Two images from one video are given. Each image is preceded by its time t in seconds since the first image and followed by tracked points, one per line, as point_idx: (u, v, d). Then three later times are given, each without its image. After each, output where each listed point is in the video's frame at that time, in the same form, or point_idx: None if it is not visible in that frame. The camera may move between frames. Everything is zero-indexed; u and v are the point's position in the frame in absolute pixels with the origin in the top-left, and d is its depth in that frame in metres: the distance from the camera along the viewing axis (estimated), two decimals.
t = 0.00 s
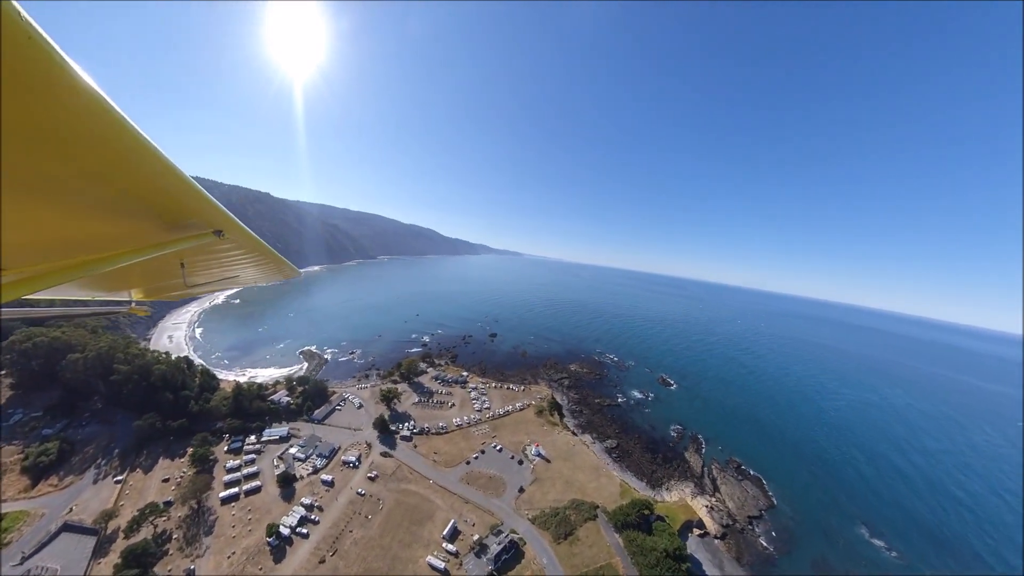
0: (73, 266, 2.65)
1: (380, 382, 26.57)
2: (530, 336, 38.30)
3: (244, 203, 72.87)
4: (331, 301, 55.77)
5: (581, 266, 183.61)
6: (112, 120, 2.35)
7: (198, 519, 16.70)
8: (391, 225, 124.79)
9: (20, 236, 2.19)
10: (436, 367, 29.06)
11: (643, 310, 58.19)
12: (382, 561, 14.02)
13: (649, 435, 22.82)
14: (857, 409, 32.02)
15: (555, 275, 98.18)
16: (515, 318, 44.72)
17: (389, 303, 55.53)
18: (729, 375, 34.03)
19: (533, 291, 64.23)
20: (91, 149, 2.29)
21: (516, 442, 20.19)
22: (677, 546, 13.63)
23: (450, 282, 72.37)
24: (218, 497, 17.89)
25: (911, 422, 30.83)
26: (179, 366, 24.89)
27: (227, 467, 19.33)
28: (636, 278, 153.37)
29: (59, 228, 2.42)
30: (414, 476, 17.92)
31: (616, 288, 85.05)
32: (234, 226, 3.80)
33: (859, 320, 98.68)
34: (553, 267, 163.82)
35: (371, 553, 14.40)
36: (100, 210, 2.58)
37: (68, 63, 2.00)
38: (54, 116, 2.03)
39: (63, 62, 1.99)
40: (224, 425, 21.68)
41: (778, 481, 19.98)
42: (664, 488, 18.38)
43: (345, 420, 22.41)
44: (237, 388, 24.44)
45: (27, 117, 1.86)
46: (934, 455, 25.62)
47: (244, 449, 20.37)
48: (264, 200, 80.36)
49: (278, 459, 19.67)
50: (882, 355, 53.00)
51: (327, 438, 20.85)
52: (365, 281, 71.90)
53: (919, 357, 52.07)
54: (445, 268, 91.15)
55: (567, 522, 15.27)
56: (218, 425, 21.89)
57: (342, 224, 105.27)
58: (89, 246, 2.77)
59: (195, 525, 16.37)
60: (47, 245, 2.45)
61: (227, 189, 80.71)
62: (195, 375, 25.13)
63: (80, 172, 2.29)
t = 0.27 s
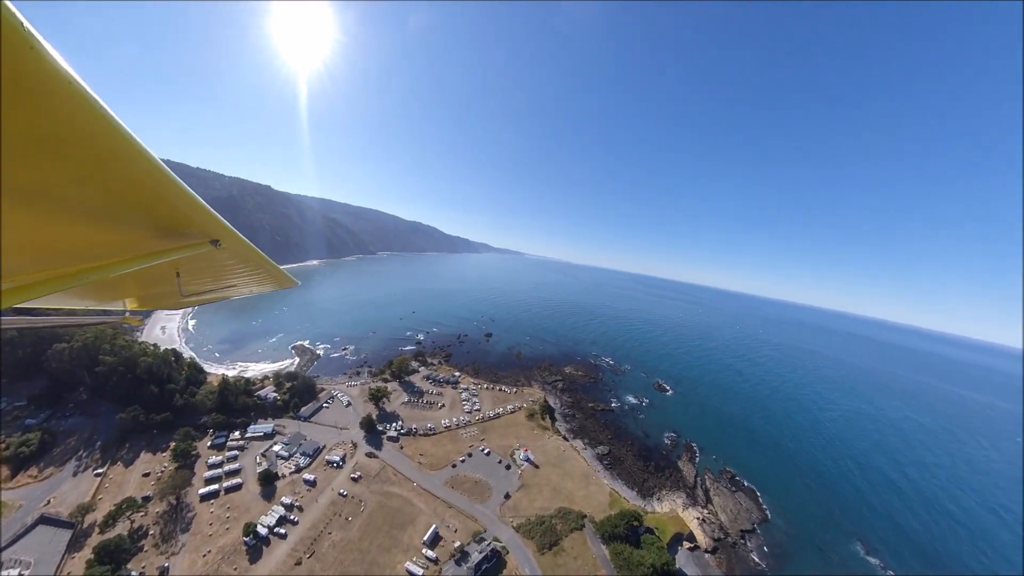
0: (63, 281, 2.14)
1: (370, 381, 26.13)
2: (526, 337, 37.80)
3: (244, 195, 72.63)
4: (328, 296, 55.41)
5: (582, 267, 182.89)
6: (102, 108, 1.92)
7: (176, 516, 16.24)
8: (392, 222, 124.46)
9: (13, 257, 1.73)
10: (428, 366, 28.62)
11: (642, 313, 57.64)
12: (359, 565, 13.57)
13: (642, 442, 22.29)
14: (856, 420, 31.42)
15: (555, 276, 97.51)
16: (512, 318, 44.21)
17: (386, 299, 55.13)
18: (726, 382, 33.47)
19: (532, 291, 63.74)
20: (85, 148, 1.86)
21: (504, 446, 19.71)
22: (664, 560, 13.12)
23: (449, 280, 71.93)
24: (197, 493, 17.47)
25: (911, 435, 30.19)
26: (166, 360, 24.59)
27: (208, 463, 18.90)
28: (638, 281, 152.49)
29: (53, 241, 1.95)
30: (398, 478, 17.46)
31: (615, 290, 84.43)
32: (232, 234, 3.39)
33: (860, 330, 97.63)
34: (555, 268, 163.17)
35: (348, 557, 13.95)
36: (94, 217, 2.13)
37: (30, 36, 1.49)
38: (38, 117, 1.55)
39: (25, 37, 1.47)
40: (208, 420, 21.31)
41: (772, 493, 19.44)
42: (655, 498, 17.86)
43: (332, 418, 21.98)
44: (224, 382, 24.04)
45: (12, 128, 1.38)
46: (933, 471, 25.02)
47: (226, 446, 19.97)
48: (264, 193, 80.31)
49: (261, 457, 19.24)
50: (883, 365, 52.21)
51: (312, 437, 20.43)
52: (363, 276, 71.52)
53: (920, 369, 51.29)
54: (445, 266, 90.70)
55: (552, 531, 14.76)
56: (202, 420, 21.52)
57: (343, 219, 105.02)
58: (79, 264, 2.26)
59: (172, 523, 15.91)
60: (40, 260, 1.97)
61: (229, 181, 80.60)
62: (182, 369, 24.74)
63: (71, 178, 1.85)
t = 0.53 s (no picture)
0: (58, 290, 1.69)
1: (360, 380, 25.64)
2: (522, 339, 37.30)
3: (247, 189, 72.93)
4: (326, 292, 55.04)
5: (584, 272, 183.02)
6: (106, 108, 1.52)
7: (154, 511, 15.87)
8: (394, 221, 124.74)
9: None
10: (420, 367, 28.08)
11: (641, 318, 57.05)
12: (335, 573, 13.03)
13: (636, 452, 21.64)
14: (856, 434, 30.73)
15: (555, 279, 97.10)
16: (508, 320, 43.71)
17: (384, 297, 54.78)
18: (725, 392, 32.83)
19: (531, 293, 63.22)
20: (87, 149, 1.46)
21: (493, 453, 19.13)
22: None
23: (448, 280, 71.51)
24: (175, 491, 16.95)
25: (912, 451, 29.51)
26: (153, 354, 24.09)
27: (189, 460, 18.45)
28: (639, 286, 151.70)
29: (44, 250, 1.52)
30: (381, 482, 16.92)
31: (616, 295, 83.90)
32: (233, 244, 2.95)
33: (864, 341, 96.41)
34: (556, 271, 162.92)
35: (324, 565, 13.39)
36: (90, 216, 1.71)
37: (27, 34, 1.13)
38: (32, 122, 1.16)
39: (17, 28, 1.09)
40: (192, 416, 20.89)
41: (769, 511, 18.78)
42: (647, 512, 17.26)
43: (318, 418, 21.50)
44: (210, 378, 23.62)
45: (1, 141, 1.00)
46: (935, 489, 24.29)
47: (209, 443, 19.55)
48: (267, 188, 80.52)
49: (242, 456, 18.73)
50: (886, 377, 51.37)
51: (297, 437, 19.93)
52: (363, 274, 71.23)
53: (923, 382, 50.35)
54: (445, 266, 90.34)
55: (537, 543, 14.17)
56: (186, 416, 21.11)
57: (345, 216, 105.26)
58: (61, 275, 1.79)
59: (149, 518, 15.51)
60: (27, 270, 1.53)
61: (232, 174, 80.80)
62: (169, 363, 24.38)
63: (70, 180, 1.44)
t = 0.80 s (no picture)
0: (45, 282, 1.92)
1: (349, 381, 25.09)
2: (518, 344, 36.68)
3: (249, 185, 72.87)
4: (323, 290, 54.58)
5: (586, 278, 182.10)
6: (71, 95, 1.68)
7: (127, 510, 15.28)
8: (397, 222, 124.56)
9: None
10: (412, 370, 27.50)
11: (641, 326, 56.30)
12: None
13: (630, 465, 20.95)
14: (860, 450, 29.86)
15: (556, 284, 96.32)
16: (506, 324, 43.08)
17: (382, 296, 54.25)
18: (723, 404, 32.09)
19: (530, 297, 62.55)
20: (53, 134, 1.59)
21: (481, 461, 18.51)
22: None
23: (447, 281, 70.96)
24: (152, 489, 16.35)
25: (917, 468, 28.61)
26: (139, 348, 23.50)
27: (167, 459, 17.84)
28: (641, 294, 150.59)
29: (30, 239, 1.71)
30: (363, 489, 16.32)
31: (617, 301, 83.06)
32: (212, 242, 3.06)
33: (869, 353, 94.86)
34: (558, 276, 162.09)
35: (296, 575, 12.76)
36: (74, 217, 1.96)
37: (15, 21, 1.05)
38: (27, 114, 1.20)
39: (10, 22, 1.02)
40: (175, 413, 20.34)
41: (766, 530, 18.03)
42: (639, 528, 16.59)
43: (304, 419, 20.97)
44: (196, 374, 23.05)
45: None
46: (939, 510, 23.46)
47: (190, 442, 18.96)
48: (269, 185, 80.57)
49: (222, 457, 18.14)
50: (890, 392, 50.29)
51: (281, 439, 19.37)
52: (362, 273, 70.77)
53: (928, 396, 49.21)
54: (445, 267, 89.75)
55: (521, 559, 13.51)
56: (169, 413, 20.55)
57: (347, 215, 105.11)
58: (37, 265, 1.89)
59: (122, 517, 14.92)
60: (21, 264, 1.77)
61: (235, 170, 80.82)
62: (155, 357, 23.89)
63: (55, 178, 1.68)
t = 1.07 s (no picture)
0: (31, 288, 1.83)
1: (338, 386, 24.43)
2: (515, 352, 35.95)
3: (252, 186, 73.21)
4: (321, 292, 54.14)
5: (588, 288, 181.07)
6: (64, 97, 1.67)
7: (96, 512, 14.46)
8: (399, 227, 124.71)
9: None
10: (404, 376, 26.80)
11: (642, 336, 55.43)
12: None
13: (625, 482, 20.08)
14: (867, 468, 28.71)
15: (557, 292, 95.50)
16: (503, 332, 42.37)
17: (380, 300, 53.73)
18: (725, 418, 31.13)
19: (530, 305, 61.80)
20: (59, 135, 1.58)
21: (469, 474, 17.73)
22: None
23: (447, 287, 70.36)
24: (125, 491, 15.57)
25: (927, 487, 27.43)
26: (125, 344, 22.85)
27: (144, 460, 17.08)
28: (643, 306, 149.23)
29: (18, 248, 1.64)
30: (344, 500, 15.57)
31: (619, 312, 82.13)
32: (198, 252, 3.03)
33: (876, 368, 92.96)
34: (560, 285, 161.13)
35: None
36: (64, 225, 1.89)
37: None
38: None
39: None
40: (156, 412, 19.67)
41: (768, 554, 17.05)
42: (632, 550, 15.72)
43: (288, 424, 20.28)
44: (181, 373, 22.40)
45: None
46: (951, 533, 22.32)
47: (170, 443, 18.23)
48: (273, 186, 80.88)
49: (200, 461, 17.43)
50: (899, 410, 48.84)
51: (263, 444, 18.68)
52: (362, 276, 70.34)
53: (937, 413, 47.76)
54: (446, 273, 89.21)
55: None
56: (150, 413, 19.89)
57: (350, 218, 105.27)
58: (30, 269, 1.83)
59: (91, 519, 14.14)
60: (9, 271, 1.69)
61: (240, 171, 81.41)
62: (142, 355, 23.33)
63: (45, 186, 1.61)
